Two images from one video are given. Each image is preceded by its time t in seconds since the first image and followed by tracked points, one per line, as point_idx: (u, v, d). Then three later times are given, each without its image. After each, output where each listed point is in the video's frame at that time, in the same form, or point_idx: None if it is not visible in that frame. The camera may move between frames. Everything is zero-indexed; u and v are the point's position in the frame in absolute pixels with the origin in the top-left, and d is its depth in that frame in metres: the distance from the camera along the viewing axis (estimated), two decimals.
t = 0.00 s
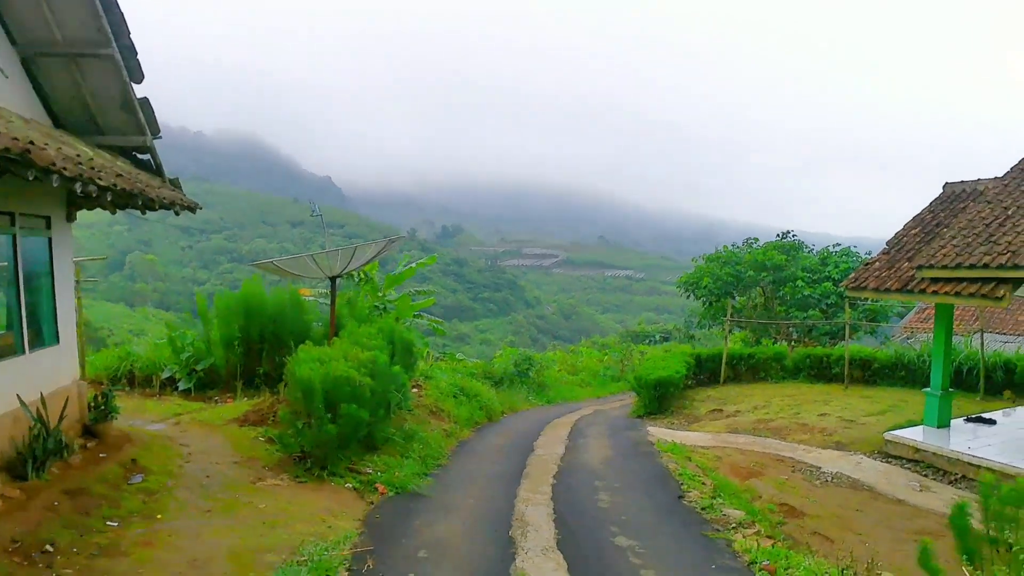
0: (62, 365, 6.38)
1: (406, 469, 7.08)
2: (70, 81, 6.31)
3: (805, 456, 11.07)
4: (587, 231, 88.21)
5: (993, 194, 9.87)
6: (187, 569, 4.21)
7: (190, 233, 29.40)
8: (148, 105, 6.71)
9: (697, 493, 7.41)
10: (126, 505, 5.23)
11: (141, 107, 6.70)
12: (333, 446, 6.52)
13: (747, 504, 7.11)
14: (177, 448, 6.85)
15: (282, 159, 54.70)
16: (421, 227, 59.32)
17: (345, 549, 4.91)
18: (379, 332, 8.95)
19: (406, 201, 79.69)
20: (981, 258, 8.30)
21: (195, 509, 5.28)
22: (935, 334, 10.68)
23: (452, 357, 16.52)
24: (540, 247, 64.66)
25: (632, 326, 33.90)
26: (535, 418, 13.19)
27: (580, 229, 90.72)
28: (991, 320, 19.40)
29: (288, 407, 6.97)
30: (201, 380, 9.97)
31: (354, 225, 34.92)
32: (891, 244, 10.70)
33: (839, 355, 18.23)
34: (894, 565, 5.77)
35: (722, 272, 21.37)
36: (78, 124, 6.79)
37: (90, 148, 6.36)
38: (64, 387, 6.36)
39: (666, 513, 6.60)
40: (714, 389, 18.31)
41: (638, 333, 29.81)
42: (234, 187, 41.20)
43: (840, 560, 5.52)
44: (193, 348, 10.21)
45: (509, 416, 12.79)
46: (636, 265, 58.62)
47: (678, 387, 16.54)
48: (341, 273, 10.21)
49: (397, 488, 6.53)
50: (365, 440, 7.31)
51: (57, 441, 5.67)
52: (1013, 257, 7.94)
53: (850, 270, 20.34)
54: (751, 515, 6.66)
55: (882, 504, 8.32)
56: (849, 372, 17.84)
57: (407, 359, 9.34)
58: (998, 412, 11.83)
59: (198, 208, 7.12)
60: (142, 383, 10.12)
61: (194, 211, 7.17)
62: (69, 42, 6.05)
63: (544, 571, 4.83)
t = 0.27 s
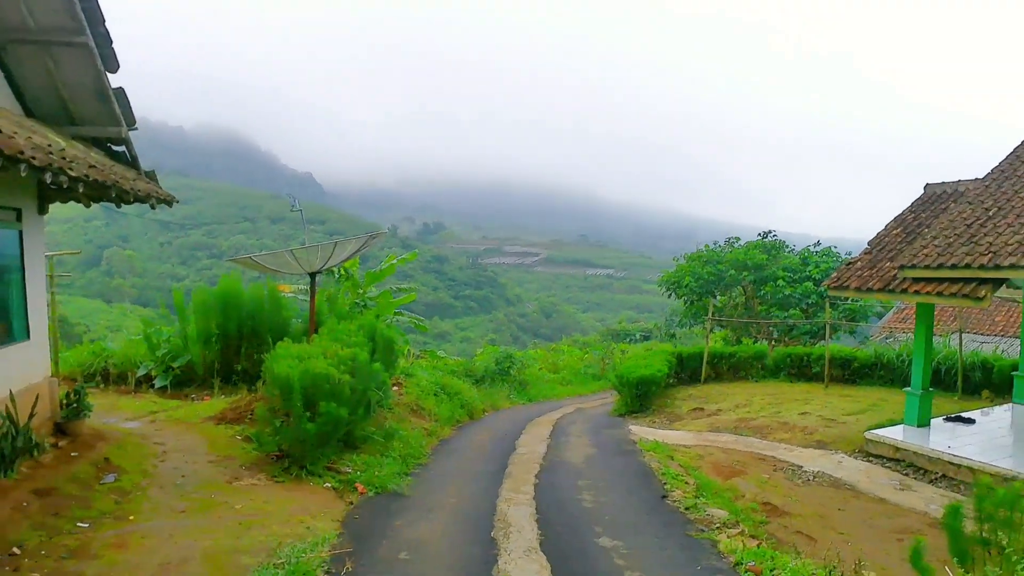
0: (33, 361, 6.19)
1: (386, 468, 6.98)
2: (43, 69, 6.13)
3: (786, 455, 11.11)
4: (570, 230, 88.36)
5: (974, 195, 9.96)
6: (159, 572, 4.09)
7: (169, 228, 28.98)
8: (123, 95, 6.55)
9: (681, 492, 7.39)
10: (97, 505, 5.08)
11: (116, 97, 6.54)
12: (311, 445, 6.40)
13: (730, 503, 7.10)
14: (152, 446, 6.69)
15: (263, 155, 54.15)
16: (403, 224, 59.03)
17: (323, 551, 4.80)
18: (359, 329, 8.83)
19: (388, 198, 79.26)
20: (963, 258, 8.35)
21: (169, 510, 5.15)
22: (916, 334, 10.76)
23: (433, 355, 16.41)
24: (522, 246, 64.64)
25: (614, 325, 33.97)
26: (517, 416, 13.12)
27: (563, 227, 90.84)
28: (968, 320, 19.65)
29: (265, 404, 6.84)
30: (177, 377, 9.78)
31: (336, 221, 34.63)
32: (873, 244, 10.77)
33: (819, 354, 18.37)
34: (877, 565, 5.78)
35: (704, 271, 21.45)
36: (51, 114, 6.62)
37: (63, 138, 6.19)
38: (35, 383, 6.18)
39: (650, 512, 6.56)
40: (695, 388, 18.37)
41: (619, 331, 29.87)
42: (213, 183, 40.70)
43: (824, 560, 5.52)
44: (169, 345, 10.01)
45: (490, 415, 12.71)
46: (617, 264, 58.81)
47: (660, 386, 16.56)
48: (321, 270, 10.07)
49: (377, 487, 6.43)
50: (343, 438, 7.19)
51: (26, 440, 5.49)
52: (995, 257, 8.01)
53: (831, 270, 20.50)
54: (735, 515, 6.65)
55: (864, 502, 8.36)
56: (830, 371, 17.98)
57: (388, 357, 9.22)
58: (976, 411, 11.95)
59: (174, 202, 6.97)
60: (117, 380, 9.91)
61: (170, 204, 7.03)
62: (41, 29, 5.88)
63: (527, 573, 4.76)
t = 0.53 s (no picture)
0: (18, 369, 6.05)
1: (378, 477, 6.87)
2: (28, 70, 6.02)
3: (780, 460, 11.07)
4: (560, 235, 88.42)
5: (967, 199, 9.97)
6: None
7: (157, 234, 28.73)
8: (111, 97, 6.44)
9: (677, 500, 7.32)
10: (83, 517, 4.94)
11: (103, 99, 6.43)
12: (302, 454, 6.28)
13: (728, 510, 7.05)
14: (139, 456, 6.55)
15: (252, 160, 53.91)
16: (392, 230, 58.87)
17: (316, 563, 4.69)
18: (351, 335, 8.72)
19: (378, 204, 79.10)
20: (958, 261, 8.34)
21: (157, 521, 5.02)
22: (909, 339, 10.76)
23: (424, 361, 16.29)
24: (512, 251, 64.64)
25: (604, 330, 33.95)
26: (509, 423, 13.02)
27: (553, 233, 90.91)
28: (958, 324, 19.73)
29: (255, 412, 6.73)
30: (166, 385, 9.63)
31: (325, 227, 34.46)
32: (866, 248, 10.77)
33: (811, 359, 18.38)
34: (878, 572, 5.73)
35: (695, 276, 21.46)
36: (35, 116, 6.50)
37: (48, 140, 6.08)
38: (20, 392, 6.04)
39: (647, 521, 6.49)
40: (687, 393, 18.33)
41: (610, 336, 29.84)
42: (202, 189, 40.43)
43: (825, 568, 5.46)
44: (158, 352, 9.86)
45: (482, 422, 12.61)
46: (607, 269, 58.89)
47: (652, 391, 16.50)
48: (312, 276, 9.95)
49: (369, 497, 6.32)
50: (335, 447, 7.08)
51: (9, 450, 5.36)
52: (990, 260, 8.00)
53: (822, 275, 20.55)
54: (732, 522, 6.59)
55: (861, 508, 8.32)
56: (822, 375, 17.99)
57: (379, 364, 9.11)
58: (969, 415, 11.95)
59: (163, 206, 6.87)
60: (105, 388, 9.75)
61: (158, 209, 6.92)
62: (26, 28, 5.76)
63: None
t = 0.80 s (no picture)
0: (13, 382, 5.96)
1: (379, 489, 6.78)
2: (23, 79, 5.96)
3: (783, 468, 10.99)
4: (558, 243, 88.42)
5: (967, 204, 9.94)
6: None
7: (155, 244, 28.65)
8: (107, 107, 6.39)
9: (682, 509, 7.24)
10: (79, 532, 4.84)
11: (99, 109, 6.38)
12: (302, 466, 6.20)
13: (733, 520, 6.96)
14: (137, 469, 6.45)
15: (249, 170, 53.88)
16: (389, 239, 58.81)
17: None
18: (350, 345, 8.65)
19: (375, 213, 79.08)
20: (960, 266, 8.30)
21: (154, 536, 4.92)
22: (911, 345, 10.71)
23: (423, 371, 16.19)
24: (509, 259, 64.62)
25: (603, 338, 33.87)
26: (509, 432, 12.92)
27: (551, 241, 90.93)
28: (958, 329, 19.71)
29: (254, 424, 6.65)
30: (163, 396, 9.53)
31: (323, 236, 34.39)
32: (867, 254, 10.73)
33: (812, 365, 18.32)
34: None
35: (694, 283, 21.42)
36: (31, 125, 6.45)
37: (43, 150, 6.02)
38: (15, 405, 5.94)
39: (652, 531, 6.40)
40: (687, 400, 18.24)
41: (609, 344, 29.76)
42: (199, 198, 40.37)
43: None
44: (155, 363, 9.76)
45: (483, 431, 12.52)
46: (604, 277, 58.90)
47: (652, 399, 16.41)
48: (310, 285, 9.88)
49: (370, 509, 6.22)
50: (335, 458, 6.99)
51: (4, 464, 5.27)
52: (992, 265, 7.95)
53: (821, 281, 20.51)
54: (738, 532, 6.51)
55: (866, 516, 8.23)
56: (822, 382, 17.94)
57: (379, 374, 9.03)
58: (972, 421, 11.87)
59: (160, 216, 6.81)
60: (101, 400, 9.64)
61: (155, 219, 6.87)
62: (20, 37, 5.71)
63: None
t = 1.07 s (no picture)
0: (11, 389, 5.92)
1: (380, 496, 6.74)
2: (22, 84, 5.96)
3: (786, 474, 10.94)
4: (558, 248, 88.41)
5: (969, 209, 9.92)
6: None
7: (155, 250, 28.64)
8: (107, 112, 6.38)
9: (684, 516, 7.19)
10: (77, 540, 4.79)
11: (99, 114, 6.37)
12: (302, 474, 6.16)
13: (735, 527, 6.92)
14: (136, 476, 6.40)
15: (250, 176, 53.92)
16: (390, 244, 58.82)
17: None
18: (350, 351, 8.61)
19: (376, 218, 79.13)
20: (962, 271, 8.27)
21: (153, 545, 4.88)
22: (913, 350, 10.67)
23: (424, 377, 16.16)
24: (509, 264, 64.61)
25: (604, 343, 33.82)
26: (510, 438, 12.87)
27: (551, 246, 90.94)
28: (959, 334, 19.66)
29: (254, 431, 6.61)
30: (163, 403, 9.49)
31: (324, 242, 34.39)
32: (868, 259, 10.70)
33: (813, 371, 18.28)
34: None
35: (695, 289, 21.39)
36: (30, 131, 6.44)
37: (42, 156, 6.01)
38: (13, 412, 5.90)
39: (654, 539, 6.35)
40: (688, 406, 18.19)
41: (609, 349, 29.73)
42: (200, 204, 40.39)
43: None
44: (155, 369, 9.72)
45: (484, 437, 12.47)
46: (605, 282, 58.88)
47: (654, 405, 16.35)
48: (311, 291, 9.85)
49: (371, 517, 6.18)
50: (335, 465, 6.95)
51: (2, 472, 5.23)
52: (994, 270, 7.93)
53: (823, 286, 20.49)
54: (741, 539, 6.47)
55: (870, 523, 8.18)
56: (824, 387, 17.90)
57: (379, 380, 8.99)
58: (975, 426, 11.82)
59: (160, 222, 6.80)
60: (101, 406, 9.60)
61: (156, 225, 6.85)
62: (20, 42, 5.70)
63: None
